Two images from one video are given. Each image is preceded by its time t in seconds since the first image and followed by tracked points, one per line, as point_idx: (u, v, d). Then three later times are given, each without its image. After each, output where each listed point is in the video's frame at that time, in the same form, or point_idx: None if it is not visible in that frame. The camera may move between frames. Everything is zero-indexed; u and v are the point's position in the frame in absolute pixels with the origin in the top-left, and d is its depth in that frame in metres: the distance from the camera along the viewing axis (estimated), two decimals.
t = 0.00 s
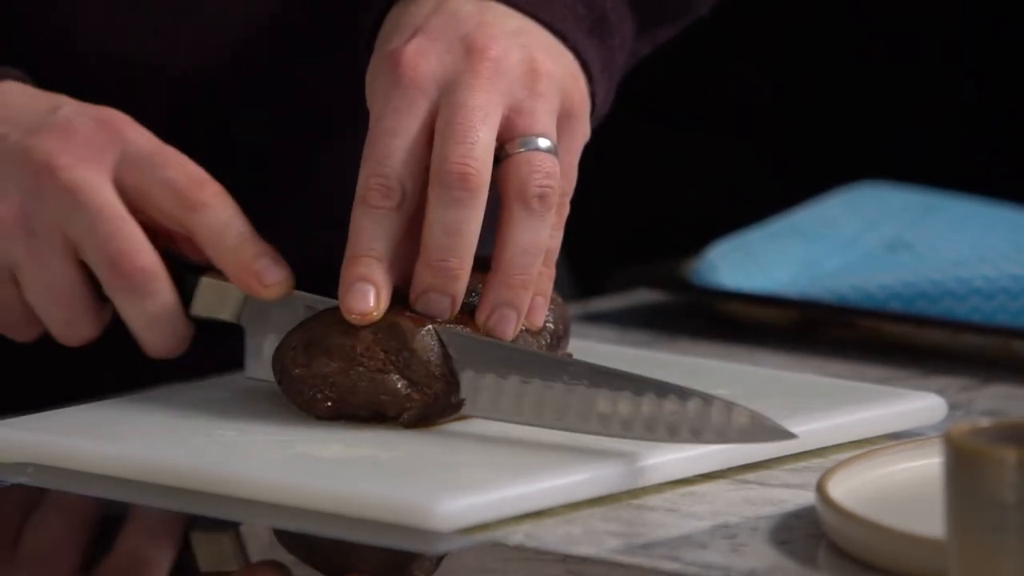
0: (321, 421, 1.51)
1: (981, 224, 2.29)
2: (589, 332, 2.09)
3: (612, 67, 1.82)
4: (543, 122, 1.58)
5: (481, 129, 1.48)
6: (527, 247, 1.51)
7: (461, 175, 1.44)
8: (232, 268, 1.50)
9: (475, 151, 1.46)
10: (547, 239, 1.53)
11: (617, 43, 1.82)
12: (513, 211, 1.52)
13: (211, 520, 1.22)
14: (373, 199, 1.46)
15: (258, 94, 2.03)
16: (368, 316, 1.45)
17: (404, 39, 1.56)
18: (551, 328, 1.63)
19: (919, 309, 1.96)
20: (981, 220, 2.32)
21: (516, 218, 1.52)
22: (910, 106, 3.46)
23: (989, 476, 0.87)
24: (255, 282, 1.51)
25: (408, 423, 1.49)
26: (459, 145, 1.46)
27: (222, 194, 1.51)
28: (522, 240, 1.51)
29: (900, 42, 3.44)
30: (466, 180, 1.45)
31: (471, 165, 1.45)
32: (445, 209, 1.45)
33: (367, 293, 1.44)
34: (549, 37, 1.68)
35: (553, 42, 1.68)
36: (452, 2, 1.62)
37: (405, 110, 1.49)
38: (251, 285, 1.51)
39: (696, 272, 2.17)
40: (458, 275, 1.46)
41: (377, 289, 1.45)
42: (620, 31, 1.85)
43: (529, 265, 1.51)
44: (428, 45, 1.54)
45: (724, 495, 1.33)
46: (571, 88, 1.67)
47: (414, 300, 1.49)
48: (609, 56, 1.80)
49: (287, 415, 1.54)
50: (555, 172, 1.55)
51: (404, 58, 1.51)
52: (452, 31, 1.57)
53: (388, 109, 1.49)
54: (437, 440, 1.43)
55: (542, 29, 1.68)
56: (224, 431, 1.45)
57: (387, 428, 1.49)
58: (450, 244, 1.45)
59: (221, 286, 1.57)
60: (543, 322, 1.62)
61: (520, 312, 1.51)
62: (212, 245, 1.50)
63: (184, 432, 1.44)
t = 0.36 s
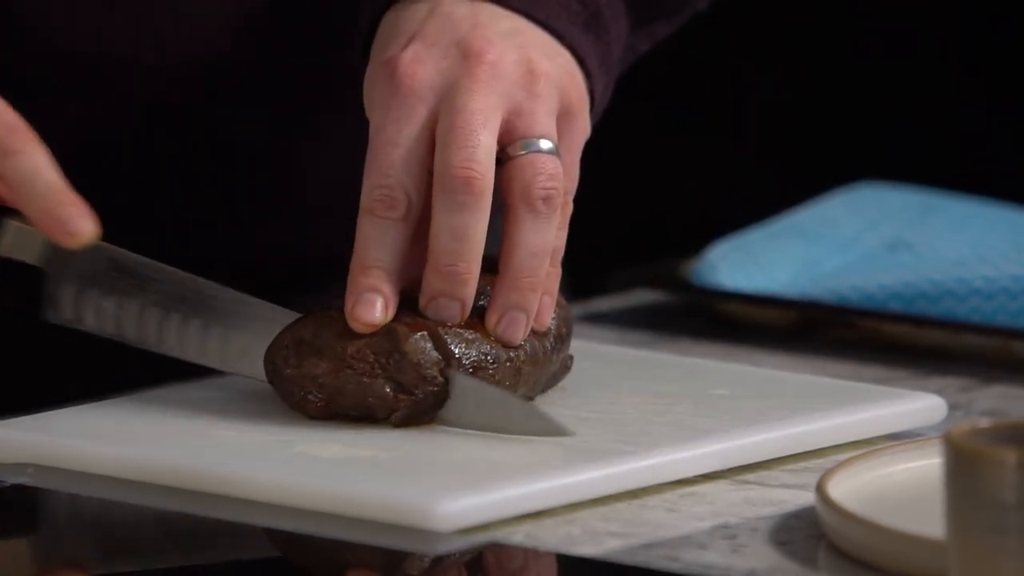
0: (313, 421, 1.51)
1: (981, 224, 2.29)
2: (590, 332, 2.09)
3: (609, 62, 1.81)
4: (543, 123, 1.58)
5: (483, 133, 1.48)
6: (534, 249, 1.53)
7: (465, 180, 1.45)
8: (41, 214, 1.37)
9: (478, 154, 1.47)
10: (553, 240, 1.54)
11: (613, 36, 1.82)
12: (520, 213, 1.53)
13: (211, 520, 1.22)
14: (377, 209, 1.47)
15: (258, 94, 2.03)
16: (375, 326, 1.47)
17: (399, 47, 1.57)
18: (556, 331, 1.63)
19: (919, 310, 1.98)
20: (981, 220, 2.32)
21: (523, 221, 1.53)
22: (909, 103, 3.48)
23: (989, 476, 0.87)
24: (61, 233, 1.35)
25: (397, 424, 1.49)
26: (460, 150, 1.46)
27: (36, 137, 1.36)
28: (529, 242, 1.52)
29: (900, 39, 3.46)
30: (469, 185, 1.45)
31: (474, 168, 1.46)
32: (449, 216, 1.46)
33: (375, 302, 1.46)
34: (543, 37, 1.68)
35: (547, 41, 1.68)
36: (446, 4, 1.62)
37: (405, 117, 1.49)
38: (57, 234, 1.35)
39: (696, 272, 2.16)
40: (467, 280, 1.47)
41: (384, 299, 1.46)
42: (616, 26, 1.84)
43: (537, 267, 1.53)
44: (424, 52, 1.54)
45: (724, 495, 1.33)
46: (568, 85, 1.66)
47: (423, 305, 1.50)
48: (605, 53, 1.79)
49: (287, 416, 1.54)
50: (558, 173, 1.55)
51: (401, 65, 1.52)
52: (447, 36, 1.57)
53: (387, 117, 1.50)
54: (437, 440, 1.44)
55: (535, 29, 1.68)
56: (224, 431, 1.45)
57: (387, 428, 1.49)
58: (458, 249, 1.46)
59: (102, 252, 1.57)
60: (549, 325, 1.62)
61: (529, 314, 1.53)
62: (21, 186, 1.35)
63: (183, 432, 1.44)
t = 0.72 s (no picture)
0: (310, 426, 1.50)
1: (982, 224, 2.29)
2: (590, 332, 2.09)
3: (607, 52, 1.80)
4: (540, 126, 1.57)
5: (490, 134, 1.49)
6: (532, 250, 1.52)
7: (478, 178, 1.46)
8: None
9: (488, 152, 1.47)
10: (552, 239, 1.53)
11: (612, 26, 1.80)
12: (518, 214, 1.53)
13: (210, 520, 1.22)
14: (369, 210, 1.47)
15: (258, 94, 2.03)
16: (362, 327, 1.46)
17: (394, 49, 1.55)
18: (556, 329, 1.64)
19: (918, 310, 1.98)
20: (981, 220, 2.32)
21: (521, 223, 1.53)
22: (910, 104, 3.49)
23: (988, 476, 0.87)
24: None
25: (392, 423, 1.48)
26: (469, 149, 1.47)
27: None
28: (528, 242, 1.52)
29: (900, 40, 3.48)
30: (483, 183, 1.46)
31: (486, 167, 1.47)
32: (465, 212, 1.47)
33: (364, 302, 1.46)
34: (541, 35, 1.66)
35: (545, 37, 1.66)
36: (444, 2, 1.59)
37: (400, 122, 1.50)
38: None
39: (695, 273, 2.16)
40: (479, 278, 1.50)
41: (374, 298, 1.46)
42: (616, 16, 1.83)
43: (536, 267, 1.53)
44: (421, 57, 1.53)
45: (724, 495, 1.33)
46: (563, 86, 1.66)
47: (429, 297, 1.53)
48: (605, 42, 1.78)
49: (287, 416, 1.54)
50: (557, 172, 1.55)
51: (396, 71, 1.51)
52: (442, 39, 1.55)
53: (383, 122, 1.50)
54: (436, 440, 1.44)
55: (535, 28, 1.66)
56: (224, 432, 1.45)
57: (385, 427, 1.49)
58: (470, 248, 1.48)
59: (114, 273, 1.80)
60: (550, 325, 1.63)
61: (529, 314, 1.54)
62: None
63: (183, 433, 1.44)
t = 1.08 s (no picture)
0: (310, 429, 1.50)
1: (982, 224, 2.29)
2: (590, 332, 2.09)
3: (592, 87, 1.58)
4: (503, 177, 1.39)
5: (455, 195, 1.32)
6: (487, 312, 1.35)
7: (449, 244, 1.30)
8: None
9: (455, 218, 1.31)
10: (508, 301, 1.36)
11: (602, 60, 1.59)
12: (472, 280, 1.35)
13: (210, 519, 1.22)
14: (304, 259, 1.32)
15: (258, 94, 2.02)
16: (283, 387, 1.34)
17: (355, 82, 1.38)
18: (551, 325, 1.65)
19: (918, 310, 1.98)
20: (981, 220, 2.32)
21: (474, 284, 1.34)
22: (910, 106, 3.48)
23: (988, 476, 0.87)
24: None
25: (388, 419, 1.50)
26: (432, 211, 1.31)
27: None
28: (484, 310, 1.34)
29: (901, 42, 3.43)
30: (452, 252, 1.30)
31: (457, 232, 1.31)
32: (428, 278, 1.31)
33: (286, 361, 1.33)
34: (512, 72, 1.48)
35: (518, 75, 1.48)
36: (414, 40, 1.42)
37: (353, 169, 1.32)
38: None
39: (696, 272, 2.16)
40: (445, 347, 1.32)
41: (296, 359, 1.33)
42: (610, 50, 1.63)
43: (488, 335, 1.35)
44: (383, 101, 1.36)
45: (724, 495, 1.33)
46: (533, 132, 1.46)
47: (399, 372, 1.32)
48: (591, 75, 1.57)
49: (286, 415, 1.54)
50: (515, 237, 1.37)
51: (354, 113, 1.34)
52: (407, 84, 1.38)
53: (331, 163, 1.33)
54: (435, 438, 1.44)
55: (507, 60, 1.48)
56: (223, 431, 1.45)
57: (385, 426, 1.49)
58: (438, 315, 1.31)
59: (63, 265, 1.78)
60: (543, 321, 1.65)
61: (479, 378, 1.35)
62: None
63: (182, 432, 1.44)
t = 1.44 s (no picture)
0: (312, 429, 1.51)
1: (982, 224, 2.29)
2: (590, 332, 2.09)
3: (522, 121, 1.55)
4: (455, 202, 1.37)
5: (421, 235, 1.31)
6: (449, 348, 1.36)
7: (426, 292, 1.30)
8: None
9: (428, 259, 1.31)
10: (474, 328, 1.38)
11: (526, 92, 1.57)
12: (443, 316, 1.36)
13: (210, 519, 1.22)
14: (335, 292, 1.28)
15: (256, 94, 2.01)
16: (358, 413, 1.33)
17: (301, 133, 1.34)
18: (549, 323, 1.65)
19: (918, 310, 1.98)
20: (980, 220, 2.31)
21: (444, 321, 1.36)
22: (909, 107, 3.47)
23: (989, 475, 0.87)
24: None
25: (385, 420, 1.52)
26: (410, 259, 1.30)
27: None
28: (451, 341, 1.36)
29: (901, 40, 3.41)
30: (433, 298, 1.31)
31: (430, 276, 1.30)
32: (407, 324, 1.31)
33: (357, 395, 1.31)
34: (445, 107, 1.44)
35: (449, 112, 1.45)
36: (346, 81, 1.39)
37: (331, 209, 1.30)
38: None
39: (695, 272, 2.16)
40: (415, 382, 1.34)
41: (367, 387, 1.32)
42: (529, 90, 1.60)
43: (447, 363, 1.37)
44: (330, 145, 1.33)
45: (724, 495, 1.33)
46: (471, 162, 1.43)
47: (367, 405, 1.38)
48: (516, 110, 1.54)
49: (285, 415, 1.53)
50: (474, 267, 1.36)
51: (300, 160, 1.31)
52: (349, 123, 1.35)
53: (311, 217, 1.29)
54: (435, 438, 1.44)
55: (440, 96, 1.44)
56: (223, 430, 1.45)
57: (385, 425, 1.49)
58: (418, 357, 1.32)
59: None
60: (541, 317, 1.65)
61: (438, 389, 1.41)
62: None
63: (182, 433, 1.43)
